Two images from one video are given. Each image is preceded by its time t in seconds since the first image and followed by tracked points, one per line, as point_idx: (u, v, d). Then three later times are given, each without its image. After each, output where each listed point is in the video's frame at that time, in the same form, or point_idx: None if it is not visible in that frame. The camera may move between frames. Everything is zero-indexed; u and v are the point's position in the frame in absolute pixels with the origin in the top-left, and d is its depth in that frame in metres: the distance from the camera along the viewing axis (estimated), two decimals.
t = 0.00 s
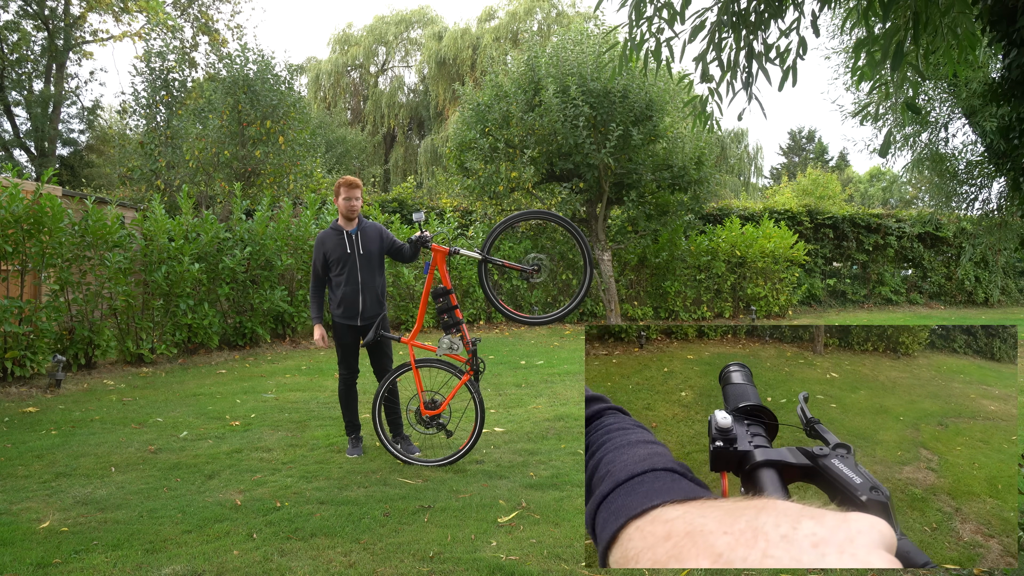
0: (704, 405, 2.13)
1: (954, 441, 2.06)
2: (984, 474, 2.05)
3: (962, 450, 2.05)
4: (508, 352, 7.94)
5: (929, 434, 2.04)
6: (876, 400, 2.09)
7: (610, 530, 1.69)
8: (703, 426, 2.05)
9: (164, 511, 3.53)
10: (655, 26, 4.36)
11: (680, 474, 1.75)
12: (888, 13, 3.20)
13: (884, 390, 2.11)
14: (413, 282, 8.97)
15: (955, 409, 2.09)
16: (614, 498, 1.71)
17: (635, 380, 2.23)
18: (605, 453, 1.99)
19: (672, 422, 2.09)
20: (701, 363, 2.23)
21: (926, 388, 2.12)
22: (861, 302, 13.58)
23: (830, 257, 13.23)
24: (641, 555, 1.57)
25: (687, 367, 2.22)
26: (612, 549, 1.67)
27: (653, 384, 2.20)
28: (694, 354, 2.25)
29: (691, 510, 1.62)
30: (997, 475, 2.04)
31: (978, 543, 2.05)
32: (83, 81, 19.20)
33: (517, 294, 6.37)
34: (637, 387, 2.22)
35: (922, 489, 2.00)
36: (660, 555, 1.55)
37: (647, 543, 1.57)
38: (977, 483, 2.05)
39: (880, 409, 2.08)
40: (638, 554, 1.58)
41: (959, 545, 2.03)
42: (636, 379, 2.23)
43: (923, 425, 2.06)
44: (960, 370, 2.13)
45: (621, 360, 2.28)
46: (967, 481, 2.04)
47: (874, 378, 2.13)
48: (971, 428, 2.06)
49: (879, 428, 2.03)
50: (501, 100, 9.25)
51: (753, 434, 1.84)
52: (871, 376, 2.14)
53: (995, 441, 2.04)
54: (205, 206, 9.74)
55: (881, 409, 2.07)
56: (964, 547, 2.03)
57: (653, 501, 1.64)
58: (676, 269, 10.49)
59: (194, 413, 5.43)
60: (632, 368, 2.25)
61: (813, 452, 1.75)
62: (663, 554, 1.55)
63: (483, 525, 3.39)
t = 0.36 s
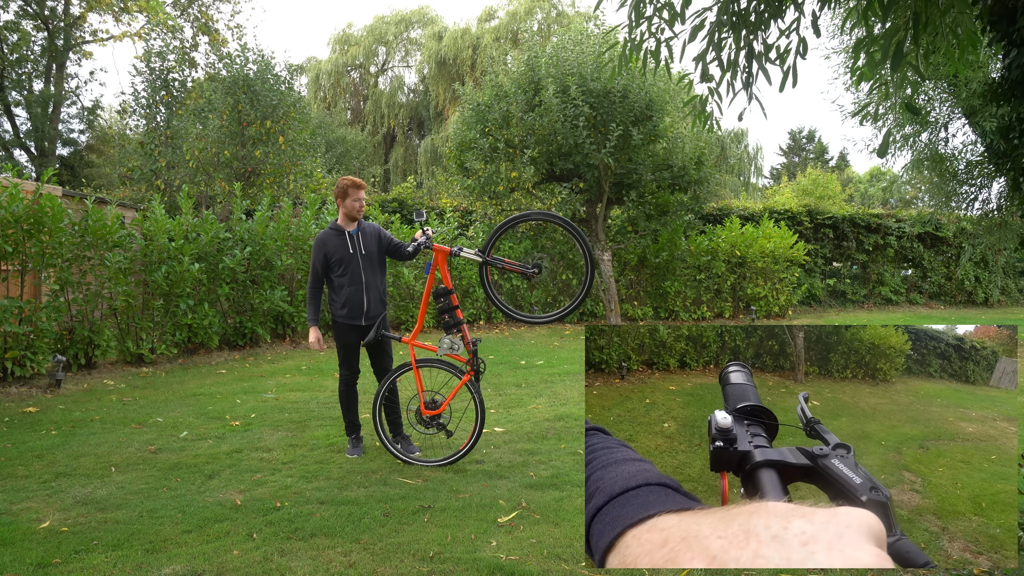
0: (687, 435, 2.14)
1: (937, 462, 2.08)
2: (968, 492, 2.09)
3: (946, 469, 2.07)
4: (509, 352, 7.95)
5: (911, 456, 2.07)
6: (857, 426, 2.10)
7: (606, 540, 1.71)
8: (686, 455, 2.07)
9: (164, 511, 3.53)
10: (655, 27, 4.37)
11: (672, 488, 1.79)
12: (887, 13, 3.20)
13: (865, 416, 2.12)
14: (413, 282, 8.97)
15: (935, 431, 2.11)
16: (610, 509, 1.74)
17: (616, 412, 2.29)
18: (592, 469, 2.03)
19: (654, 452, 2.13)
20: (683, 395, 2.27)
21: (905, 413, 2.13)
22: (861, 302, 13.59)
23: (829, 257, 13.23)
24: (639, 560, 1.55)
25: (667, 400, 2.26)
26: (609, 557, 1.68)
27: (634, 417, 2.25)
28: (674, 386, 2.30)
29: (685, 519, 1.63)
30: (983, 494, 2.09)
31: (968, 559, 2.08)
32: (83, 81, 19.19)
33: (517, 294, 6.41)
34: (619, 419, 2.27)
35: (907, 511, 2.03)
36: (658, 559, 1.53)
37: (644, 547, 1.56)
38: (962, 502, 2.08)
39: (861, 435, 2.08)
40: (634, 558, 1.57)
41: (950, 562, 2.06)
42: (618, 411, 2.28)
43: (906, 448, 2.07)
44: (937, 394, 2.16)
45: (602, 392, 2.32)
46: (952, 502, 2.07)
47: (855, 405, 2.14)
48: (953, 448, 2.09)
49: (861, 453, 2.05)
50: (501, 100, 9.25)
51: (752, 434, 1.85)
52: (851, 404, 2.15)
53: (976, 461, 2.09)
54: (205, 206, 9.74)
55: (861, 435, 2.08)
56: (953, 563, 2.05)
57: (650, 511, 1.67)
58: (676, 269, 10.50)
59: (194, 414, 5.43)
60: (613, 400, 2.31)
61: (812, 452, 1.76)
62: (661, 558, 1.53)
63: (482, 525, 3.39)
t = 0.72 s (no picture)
0: (695, 419, 2.16)
1: (946, 452, 2.08)
2: (976, 484, 2.08)
3: (954, 461, 2.08)
4: (508, 352, 7.94)
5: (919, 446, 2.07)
6: (867, 413, 2.10)
7: (611, 533, 1.70)
8: (693, 440, 2.08)
9: (164, 511, 3.53)
10: (655, 26, 4.37)
11: (678, 483, 1.78)
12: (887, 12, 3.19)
13: (875, 403, 2.12)
14: (414, 282, 8.97)
15: (943, 422, 2.12)
16: (616, 502, 1.73)
17: (625, 395, 2.29)
18: (599, 461, 2.01)
19: (662, 435, 2.12)
20: (691, 377, 2.27)
21: (914, 401, 2.14)
22: (861, 302, 13.59)
23: (830, 257, 13.23)
24: (640, 557, 1.56)
25: (676, 384, 2.26)
26: (612, 552, 1.67)
27: (642, 399, 2.26)
28: (684, 369, 2.30)
29: (689, 515, 1.63)
30: (991, 486, 2.09)
31: (972, 553, 2.07)
32: (83, 80, 19.17)
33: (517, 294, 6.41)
34: (627, 402, 2.27)
35: (915, 501, 2.02)
36: (659, 555, 1.54)
37: (645, 544, 1.57)
38: (970, 494, 2.08)
39: (871, 422, 2.09)
40: (636, 555, 1.58)
41: (955, 554, 2.05)
42: (626, 394, 2.29)
43: (915, 438, 2.08)
44: (948, 382, 2.16)
45: (611, 374, 2.33)
46: (960, 492, 2.07)
47: (865, 392, 2.14)
48: (962, 438, 2.09)
49: (869, 441, 2.05)
50: (501, 100, 9.24)
51: (752, 433, 1.85)
52: (861, 390, 2.15)
53: (984, 453, 2.09)
54: (205, 206, 9.74)
55: (870, 423, 2.08)
56: (958, 555, 2.05)
57: (654, 506, 1.66)
58: (676, 269, 10.49)
59: (193, 414, 5.43)
60: (621, 382, 2.31)
61: (812, 453, 1.76)
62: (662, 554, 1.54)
63: (482, 525, 3.38)
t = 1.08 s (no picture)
0: (699, 416, 2.17)
1: (950, 452, 2.07)
2: (981, 485, 2.07)
3: (958, 462, 2.07)
4: (508, 352, 7.94)
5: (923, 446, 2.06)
6: (872, 413, 2.11)
7: (613, 530, 1.69)
8: (697, 436, 2.09)
9: (164, 511, 3.53)
10: (655, 26, 4.37)
11: (683, 485, 1.77)
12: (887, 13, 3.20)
13: (880, 404, 2.12)
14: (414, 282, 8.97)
15: (948, 422, 2.10)
16: (620, 499, 1.72)
17: (630, 391, 2.30)
18: (605, 460, 1.99)
19: (667, 432, 2.14)
20: (696, 373, 2.27)
21: (919, 401, 2.13)
22: (861, 301, 13.59)
23: (830, 257, 13.23)
24: (641, 555, 1.56)
25: (681, 380, 2.27)
26: (613, 549, 1.66)
27: (647, 396, 2.26)
28: (689, 365, 2.30)
29: (690, 514, 1.63)
30: (995, 487, 2.07)
31: (974, 554, 2.05)
32: (83, 80, 19.15)
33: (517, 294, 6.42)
34: (632, 398, 2.28)
35: (918, 501, 2.01)
36: (659, 553, 1.54)
37: (646, 541, 1.57)
38: (973, 495, 2.07)
39: (875, 422, 2.09)
40: (636, 553, 1.57)
41: (957, 555, 2.03)
42: (632, 390, 2.29)
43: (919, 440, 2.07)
44: (953, 383, 2.15)
45: (617, 371, 2.33)
46: (964, 493, 2.06)
47: (870, 392, 2.15)
48: (967, 439, 2.08)
49: (873, 441, 2.05)
50: (501, 100, 9.25)
51: (752, 434, 1.85)
52: (865, 389, 2.16)
53: (989, 454, 2.06)
54: (205, 206, 9.74)
55: (875, 422, 2.08)
56: (960, 557, 2.04)
57: (657, 505, 1.66)
58: (676, 269, 10.50)
59: (194, 414, 5.43)
60: (626, 378, 2.31)
61: (812, 453, 1.76)
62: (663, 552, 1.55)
63: (482, 526, 3.39)
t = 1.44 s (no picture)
0: (704, 400, 2.20)
1: (953, 441, 2.10)
2: (983, 476, 2.09)
3: (960, 452, 2.09)
4: (508, 352, 7.94)
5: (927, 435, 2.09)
6: (876, 400, 2.13)
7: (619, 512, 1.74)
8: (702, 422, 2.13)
9: (164, 511, 3.53)
10: (655, 26, 4.37)
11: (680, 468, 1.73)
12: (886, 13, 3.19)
13: (886, 391, 2.14)
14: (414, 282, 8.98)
15: (953, 410, 2.13)
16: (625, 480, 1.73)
17: (635, 375, 2.27)
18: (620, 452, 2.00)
19: (672, 416, 2.18)
20: (701, 359, 2.27)
21: (923, 388, 2.15)
22: (861, 302, 13.58)
23: (830, 257, 13.23)
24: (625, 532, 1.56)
25: (686, 365, 2.26)
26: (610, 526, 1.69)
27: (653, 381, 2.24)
28: (693, 351, 2.29)
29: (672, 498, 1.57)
30: (996, 479, 2.09)
31: (974, 544, 2.07)
32: (82, 80, 19.14)
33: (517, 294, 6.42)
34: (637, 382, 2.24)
35: (920, 489, 2.04)
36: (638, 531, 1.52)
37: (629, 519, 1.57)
38: (975, 485, 2.09)
39: (879, 409, 2.12)
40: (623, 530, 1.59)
41: (957, 544, 2.05)
42: (637, 374, 2.26)
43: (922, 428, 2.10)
44: (959, 371, 2.17)
45: (621, 355, 2.30)
46: (967, 481, 2.09)
47: (874, 378, 2.15)
48: (970, 429, 2.11)
49: (877, 428, 2.08)
50: (501, 100, 9.25)
51: (752, 435, 2.08)
52: (871, 375, 2.16)
53: (993, 444, 2.10)
54: (205, 206, 9.74)
55: (880, 409, 2.11)
56: (960, 547, 2.05)
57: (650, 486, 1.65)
58: (676, 269, 10.49)
59: (194, 414, 5.43)
60: (631, 362, 2.28)
61: (811, 454, 1.99)
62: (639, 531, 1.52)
63: (482, 525, 3.38)
